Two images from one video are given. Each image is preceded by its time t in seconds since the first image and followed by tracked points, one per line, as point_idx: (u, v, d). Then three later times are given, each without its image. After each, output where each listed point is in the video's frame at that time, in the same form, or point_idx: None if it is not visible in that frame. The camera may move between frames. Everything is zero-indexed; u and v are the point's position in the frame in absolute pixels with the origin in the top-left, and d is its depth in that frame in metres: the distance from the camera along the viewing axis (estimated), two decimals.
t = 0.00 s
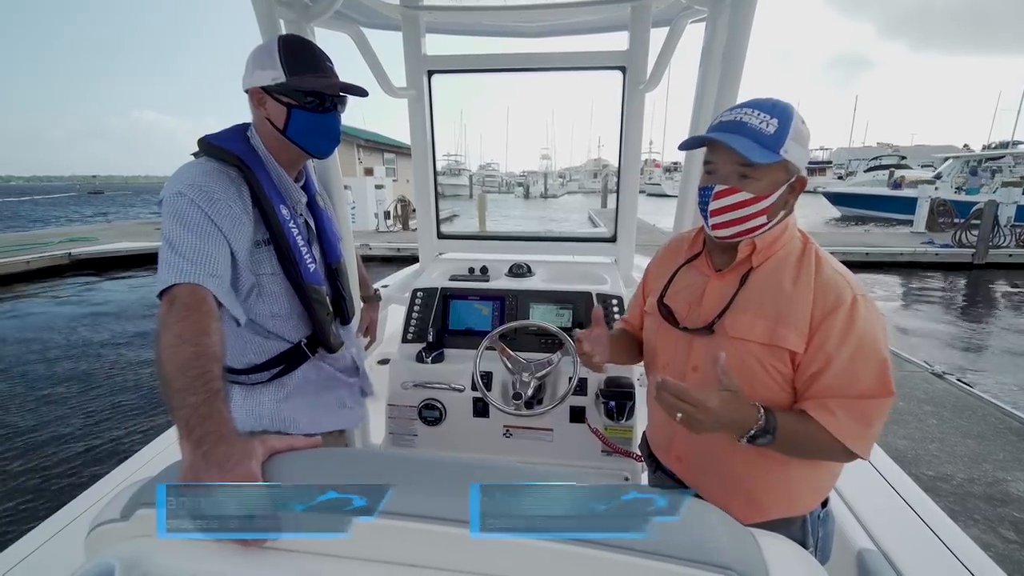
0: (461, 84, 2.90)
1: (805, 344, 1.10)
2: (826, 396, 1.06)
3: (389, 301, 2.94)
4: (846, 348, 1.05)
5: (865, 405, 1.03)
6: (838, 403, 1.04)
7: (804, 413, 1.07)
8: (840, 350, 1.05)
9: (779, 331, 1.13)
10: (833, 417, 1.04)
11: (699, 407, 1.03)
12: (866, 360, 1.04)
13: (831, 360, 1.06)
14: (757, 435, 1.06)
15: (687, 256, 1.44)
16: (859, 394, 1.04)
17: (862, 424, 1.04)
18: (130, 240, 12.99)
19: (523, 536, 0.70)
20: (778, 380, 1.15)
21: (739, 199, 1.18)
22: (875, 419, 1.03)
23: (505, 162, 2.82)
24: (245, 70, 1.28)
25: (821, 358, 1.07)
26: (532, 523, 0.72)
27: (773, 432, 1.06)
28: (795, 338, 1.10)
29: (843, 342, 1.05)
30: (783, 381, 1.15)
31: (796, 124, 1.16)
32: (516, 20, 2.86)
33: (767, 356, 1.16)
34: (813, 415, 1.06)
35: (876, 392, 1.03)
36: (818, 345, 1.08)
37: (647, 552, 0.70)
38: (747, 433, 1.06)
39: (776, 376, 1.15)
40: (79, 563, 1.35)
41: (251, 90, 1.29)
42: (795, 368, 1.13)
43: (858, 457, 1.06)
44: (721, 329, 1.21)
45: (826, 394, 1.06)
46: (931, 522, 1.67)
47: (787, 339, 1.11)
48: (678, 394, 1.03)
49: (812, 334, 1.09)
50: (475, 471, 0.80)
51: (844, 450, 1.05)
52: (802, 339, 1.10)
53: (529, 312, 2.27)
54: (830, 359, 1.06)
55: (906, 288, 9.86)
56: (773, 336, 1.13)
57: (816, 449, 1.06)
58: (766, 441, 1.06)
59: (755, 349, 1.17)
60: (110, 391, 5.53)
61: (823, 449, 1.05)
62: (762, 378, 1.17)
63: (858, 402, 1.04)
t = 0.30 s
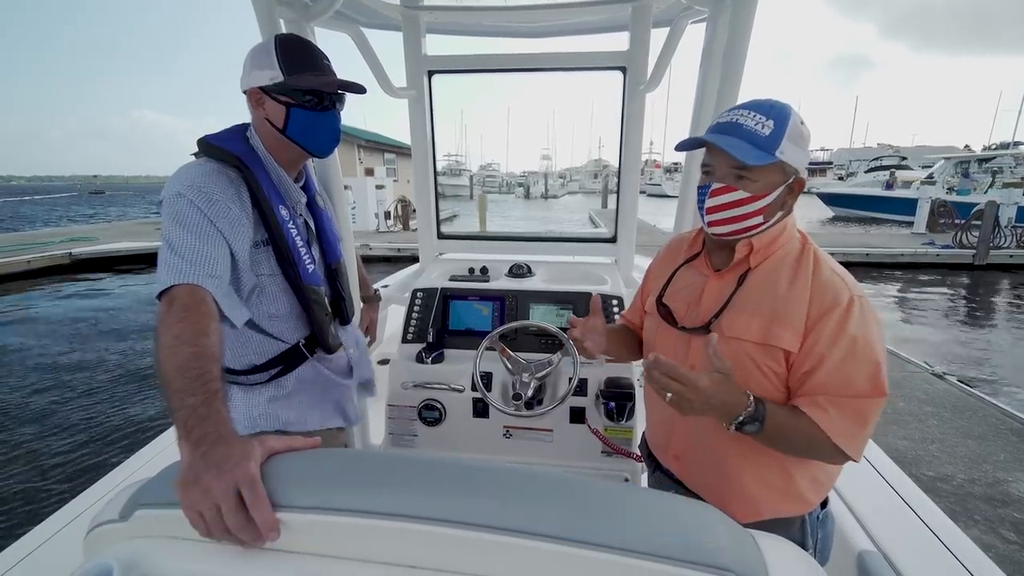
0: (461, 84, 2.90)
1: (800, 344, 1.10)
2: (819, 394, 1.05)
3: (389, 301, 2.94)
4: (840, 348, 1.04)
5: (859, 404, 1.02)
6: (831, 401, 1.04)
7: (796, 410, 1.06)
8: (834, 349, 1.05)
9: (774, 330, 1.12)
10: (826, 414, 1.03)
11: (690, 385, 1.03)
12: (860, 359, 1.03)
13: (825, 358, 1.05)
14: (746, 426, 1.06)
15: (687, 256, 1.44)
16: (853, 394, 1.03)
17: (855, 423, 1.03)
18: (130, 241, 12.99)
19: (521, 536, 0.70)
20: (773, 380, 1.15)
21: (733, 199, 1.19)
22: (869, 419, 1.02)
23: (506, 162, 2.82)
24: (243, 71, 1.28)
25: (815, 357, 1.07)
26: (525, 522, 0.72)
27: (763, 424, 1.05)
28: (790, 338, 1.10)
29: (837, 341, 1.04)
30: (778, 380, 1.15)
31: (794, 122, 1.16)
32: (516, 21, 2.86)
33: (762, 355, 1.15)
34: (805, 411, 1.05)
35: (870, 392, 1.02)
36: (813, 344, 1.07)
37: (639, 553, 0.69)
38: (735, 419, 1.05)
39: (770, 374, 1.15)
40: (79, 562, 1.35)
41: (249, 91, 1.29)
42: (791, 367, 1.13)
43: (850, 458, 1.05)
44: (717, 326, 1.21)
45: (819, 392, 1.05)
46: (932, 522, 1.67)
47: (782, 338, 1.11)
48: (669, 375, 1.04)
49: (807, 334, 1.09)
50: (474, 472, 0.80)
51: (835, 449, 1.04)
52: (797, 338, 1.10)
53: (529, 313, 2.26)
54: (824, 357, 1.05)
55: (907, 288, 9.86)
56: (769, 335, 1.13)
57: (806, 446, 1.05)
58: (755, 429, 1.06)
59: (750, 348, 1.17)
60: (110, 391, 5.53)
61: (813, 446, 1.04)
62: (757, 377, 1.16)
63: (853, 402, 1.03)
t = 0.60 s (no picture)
0: (463, 85, 2.90)
1: (802, 344, 1.10)
2: (822, 393, 1.05)
3: (391, 302, 2.94)
4: (843, 347, 1.04)
5: (861, 404, 1.03)
6: (833, 400, 1.04)
7: (799, 409, 1.06)
8: (836, 348, 1.05)
9: (777, 330, 1.13)
10: (828, 413, 1.03)
11: (694, 381, 1.03)
12: (863, 359, 1.03)
13: (828, 358, 1.05)
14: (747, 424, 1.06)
15: (689, 257, 1.45)
16: (855, 393, 1.03)
17: (857, 423, 1.03)
18: (132, 241, 13.01)
19: (524, 534, 0.71)
20: (776, 379, 1.15)
21: (734, 199, 1.19)
22: (871, 419, 1.03)
23: (507, 162, 2.83)
24: (242, 73, 1.29)
25: (817, 357, 1.07)
26: (528, 519, 0.72)
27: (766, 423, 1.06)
28: (793, 338, 1.10)
29: (839, 341, 1.05)
30: (781, 380, 1.15)
31: (792, 121, 1.17)
32: (517, 22, 2.87)
33: (765, 354, 1.16)
34: (808, 410, 1.05)
35: (873, 392, 1.02)
36: (816, 344, 1.08)
37: (641, 550, 0.70)
38: (738, 415, 1.06)
39: (773, 374, 1.15)
40: (82, 562, 1.34)
41: (249, 93, 1.30)
42: (793, 367, 1.13)
43: (852, 458, 1.05)
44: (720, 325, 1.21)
45: (821, 391, 1.06)
46: (934, 523, 1.68)
47: (784, 338, 1.11)
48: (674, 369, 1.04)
49: (809, 334, 1.10)
50: (478, 469, 0.80)
51: (838, 449, 1.04)
52: (800, 338, 1.10)
53: (530, 313, 2.27)
54: (827, 357, 1.06)
55: (908, 289, 9.85)
56: (771, 335, 1.14)
57: (809, 445, 1.05)
58: (757, 426, 1.06)
59: (753, 348, 1.17)
60: (112, 391, 5.54)
61: (815, 445, 1.05)
62: (759, 377, 1.17)
63: (855, 401, 1.03)
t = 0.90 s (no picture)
0: (466, 86, 2.91)
1: (802, 345, 1.10)
2: (820, 392, 1.06)
3: (394, 302, 2.95)
4: (843, 348, 1.04)
5: (860, 404, 1.03)
6: (832, 401, 1.04)
7: (798, 409, 1.06)
8: (836, 349, 1.05)
9: (777, 331, 1.13)
10: (825, 413, 1.04)
11: (691, 378, 1.03)
12: (863, 360, 1.03)
13: (826, 358, 1.06)
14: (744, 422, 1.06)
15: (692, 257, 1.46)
16: (854, 394, 1.03)
17: (855, 424, 1.03)
18: (137, 241, 13.07)
19: (529, 533, 0.71)
20: (775, 380, 1.16)
21: (733, 200, 1.20)
22: (870, 420, 1.03)
23: (510, 162, 2.87)
24: (243, 75, 1.30)
25: (817, 358, 1.07)
26: (532, 518, 0.73)
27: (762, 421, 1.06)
28: (793, 339, 1.11)
29: (838, 341, 1.05)
30: (781, 381, 1.16)
31: (791, 118, 1.17)
32: (520, 23, 2.87)
33: (764, 355, 1.17)
34: (805, 409, 1.05)
35: (871, 392, 1.02)
36: (816, 344, 1.08)
37: (645, 549, 0.70)
38: (734, 413, 1.06)
39: (772, 374, 1.16)
40: (87, 561, 1.35)
41: (250, 94, 1.31)
42: (793, 368, 1.13)
43: (850, 459, 1.05)
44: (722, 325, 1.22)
45: (820, 391, 1.06)
46: (937, 524, 1.67)
47: (784, 339, 1.12)
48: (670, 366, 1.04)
49: (809, 335, 1.10)
50: (483, 469, 0.81)
51: (836, 450, 1.04)
52: (800, 339, 1.11)
53: (533, 314, 2.27)
54: (826, 358, 1.06)
55: (912, 290, 9.81)
56: (771, 336, 1.14)
57: (806, 445, 1.05)
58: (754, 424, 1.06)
59: (753, 348, 1.18)
60: (116, 390, 5.57)
61: (813, 445, 1.05)
62: (759, 378, 1.18)
63: (854, 402, 1.03)
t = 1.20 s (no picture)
0: (467, 86, 2.92)
1: (798, 341, 1.10)
2: (813, 384, 1.06)
3: (395, 302, 2.96)
4: (837, 343, 1.04)
5: (853, 397, 1.02)
6: (822, 393, 1.04)
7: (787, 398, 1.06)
8: (829, 343, 1.05)
9: (774, 327, 1.13)
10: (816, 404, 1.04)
11: (683, 347, 1.03)
12: (857, 354, 1.03)
13: (820, 351, 1.06)
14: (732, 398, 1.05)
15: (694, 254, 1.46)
16: (846, 387, 1.03)
17: (846, 416, 1.03)
18: (138, 241, 13.09)
19: (529, 532, 0.71)
20: (771, 376, 1.16)
21: (725, 198, 1.22)
22: (862, 414, 1.02)
23: (511, 162, 2.85)
24: (252, 73, 1.29)
25: (811, 352, 1.07)
26: (532, 518, 0.73)
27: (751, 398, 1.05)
28: (788, 334, 1.11)
29: (832, 336, 1.05)
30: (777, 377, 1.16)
31: (789, 128, 1.15)
32: (521, 23, 2.87)
33: (762, 351, 1.17)
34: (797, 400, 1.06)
35: (864, 386, 1.02)
36: (810, 339, 1.08)
37: (646, 550, 0.70)
38: (724, 386, 1.04)
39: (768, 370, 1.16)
40: (89, 560, 1.35)
41: (255, 94, 1.31)
42: (788, 363, 1.13)
43: (839, 453, 1.04)
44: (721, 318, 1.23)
45: (811, 384, 1.06)
46: (937, 524, 1.67)
47: (780, 334, 1.12)
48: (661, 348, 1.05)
49: (805, 330, 1.10)
50: (483, 468, 0.81)
51: (827, 442, 1.04)
52: (795, 335, 1.11)
53: (534, 314, 2.27)
54: (819, 352, 1.06)
55: (914, 291, 9.80)
56: (768, 332, 1.14)
57: (796, 436, 1.05)
58: (743, 401, 1.05)
59: (751, 345, 1.19)
60: (117, 390, 5.58)
61: (805, 438, 1.05)
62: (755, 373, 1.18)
63: (847, 395, 1.03)
